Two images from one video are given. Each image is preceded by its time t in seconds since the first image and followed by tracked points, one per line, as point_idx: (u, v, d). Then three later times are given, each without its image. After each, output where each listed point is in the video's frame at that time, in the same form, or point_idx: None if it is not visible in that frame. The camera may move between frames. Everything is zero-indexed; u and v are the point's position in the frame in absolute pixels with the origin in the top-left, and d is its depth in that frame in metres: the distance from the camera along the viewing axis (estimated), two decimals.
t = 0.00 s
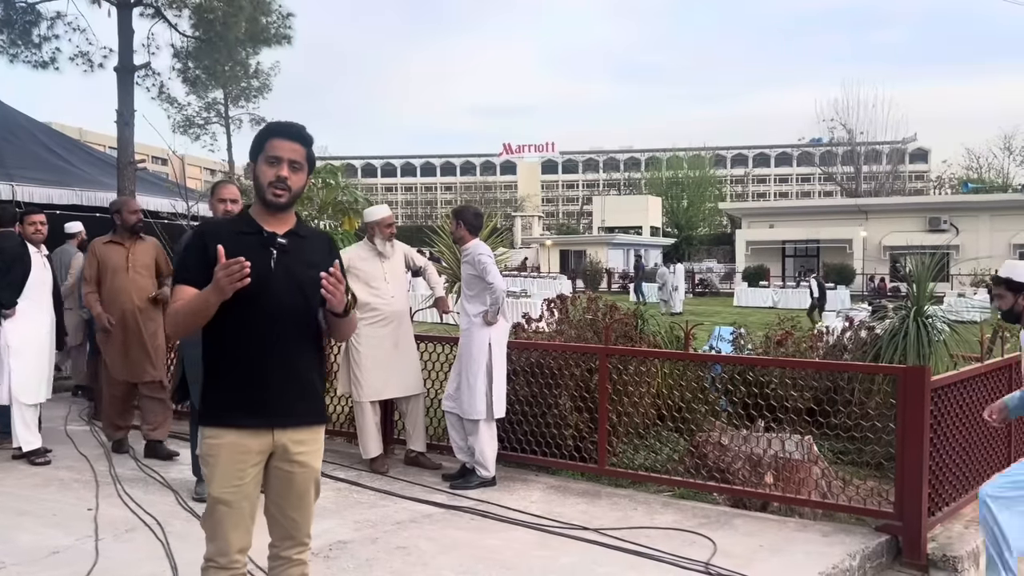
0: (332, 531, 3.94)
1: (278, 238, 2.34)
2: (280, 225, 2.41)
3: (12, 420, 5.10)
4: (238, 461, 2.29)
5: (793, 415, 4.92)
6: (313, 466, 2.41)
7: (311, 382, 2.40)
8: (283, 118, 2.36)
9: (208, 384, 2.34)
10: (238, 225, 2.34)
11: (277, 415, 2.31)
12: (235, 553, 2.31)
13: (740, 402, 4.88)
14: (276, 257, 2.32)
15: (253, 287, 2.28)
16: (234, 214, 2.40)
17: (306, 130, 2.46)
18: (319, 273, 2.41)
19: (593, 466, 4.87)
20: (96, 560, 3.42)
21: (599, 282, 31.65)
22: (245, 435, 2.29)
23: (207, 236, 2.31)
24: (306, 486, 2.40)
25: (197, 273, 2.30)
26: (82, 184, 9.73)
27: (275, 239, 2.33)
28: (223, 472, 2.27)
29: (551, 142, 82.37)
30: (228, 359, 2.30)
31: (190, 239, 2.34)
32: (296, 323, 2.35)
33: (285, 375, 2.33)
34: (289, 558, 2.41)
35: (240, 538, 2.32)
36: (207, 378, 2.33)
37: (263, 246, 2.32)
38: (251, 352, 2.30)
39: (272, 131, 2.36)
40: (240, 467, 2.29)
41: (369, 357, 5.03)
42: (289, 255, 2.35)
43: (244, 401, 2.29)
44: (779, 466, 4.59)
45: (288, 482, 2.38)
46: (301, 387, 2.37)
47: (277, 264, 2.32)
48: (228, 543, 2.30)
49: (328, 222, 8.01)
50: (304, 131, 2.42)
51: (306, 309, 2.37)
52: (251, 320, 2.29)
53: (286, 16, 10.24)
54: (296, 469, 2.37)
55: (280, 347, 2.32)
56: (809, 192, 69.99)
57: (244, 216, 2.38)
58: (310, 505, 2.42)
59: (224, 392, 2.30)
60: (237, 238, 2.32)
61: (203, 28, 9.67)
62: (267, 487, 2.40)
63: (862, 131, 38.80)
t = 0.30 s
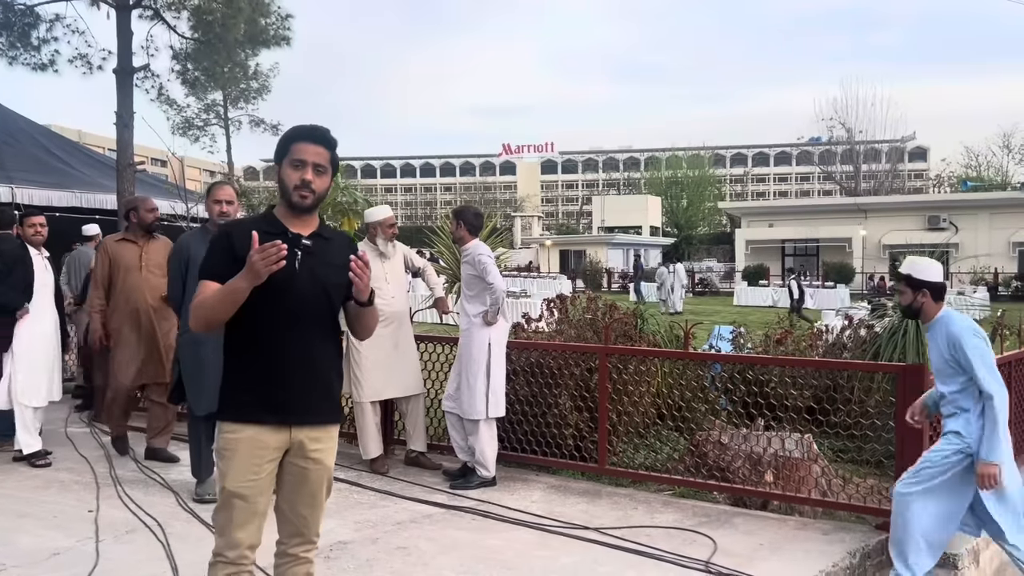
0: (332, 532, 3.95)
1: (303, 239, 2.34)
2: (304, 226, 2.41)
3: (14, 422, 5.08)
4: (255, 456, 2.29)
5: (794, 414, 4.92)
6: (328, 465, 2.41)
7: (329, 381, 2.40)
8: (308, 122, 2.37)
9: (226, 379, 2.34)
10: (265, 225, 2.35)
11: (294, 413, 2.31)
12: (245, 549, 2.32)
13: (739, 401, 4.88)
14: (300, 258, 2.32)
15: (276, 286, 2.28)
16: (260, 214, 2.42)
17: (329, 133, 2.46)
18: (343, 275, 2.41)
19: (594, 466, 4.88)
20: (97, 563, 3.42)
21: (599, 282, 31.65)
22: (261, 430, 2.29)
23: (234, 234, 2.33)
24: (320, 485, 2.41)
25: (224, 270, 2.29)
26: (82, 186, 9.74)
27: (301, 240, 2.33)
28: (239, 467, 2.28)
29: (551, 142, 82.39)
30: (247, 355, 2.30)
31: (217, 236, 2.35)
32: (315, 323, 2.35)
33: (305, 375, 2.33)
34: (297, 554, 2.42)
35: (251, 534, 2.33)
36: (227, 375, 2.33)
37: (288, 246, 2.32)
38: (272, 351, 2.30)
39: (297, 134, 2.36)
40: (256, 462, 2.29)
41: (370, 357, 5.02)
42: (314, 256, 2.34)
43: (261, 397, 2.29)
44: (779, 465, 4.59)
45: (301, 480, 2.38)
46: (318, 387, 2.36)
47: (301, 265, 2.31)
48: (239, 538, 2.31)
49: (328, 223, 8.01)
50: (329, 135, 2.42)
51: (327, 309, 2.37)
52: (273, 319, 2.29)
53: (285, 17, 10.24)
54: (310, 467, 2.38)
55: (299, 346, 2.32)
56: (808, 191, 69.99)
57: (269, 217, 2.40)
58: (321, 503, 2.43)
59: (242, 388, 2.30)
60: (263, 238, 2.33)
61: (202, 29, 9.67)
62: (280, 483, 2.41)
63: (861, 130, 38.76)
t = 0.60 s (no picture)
0: (335, 534, 3.94)
1: (316, 248, 2.35)
2: (316, 234, 2.40)
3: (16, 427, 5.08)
4: (256, 455, 2.29)
5: (796, 415, 4.91)
6: (331, 466, 2.41)
7: (336, 386, 2.41)
8: (326, 130, 2.35)
9: (234, 382, 2.33)
10: (279, 229, 2.35)
11: (301, 417, 2.32)
12: (248, 549, 2.31)
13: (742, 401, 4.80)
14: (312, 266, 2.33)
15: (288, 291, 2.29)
16: (274, 218, 2.40)
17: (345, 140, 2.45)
18: (353, 283, 2.43)
19: (597, 468, 4.89)
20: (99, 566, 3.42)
21: (600, 283, 31.64)
22: (265, 431, 2.29)
23: (248, 235, 2.31)
24: (322, 486, 2.41)
25: (238, 274, 2.27)
26: (82, 190, 9.74)
27: (313, 248, 2.34)
28: (240, 465, 2.28)
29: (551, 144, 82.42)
30: (256, 358, 2.30)
31: (231, 237, 2.33)
32: (325, 329, 2.35)
33: (315, 381, 2.34)
34: (302, 556, 2.42)
35: (254, 535, 2.32)
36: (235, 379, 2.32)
37: (301, 253, 2.33)
38: (283, 357, 2.29)
39: (315, 142, 2.34)
40: (257, 461, 2.29)
41: (372, 359, 5.01)
42: (325, 264, 2.36)
43: (270, 401, 2.29)
44: (782, 466, 4.58)
45: (304, 480, 2.38)
46: (326, 393, 2.37)
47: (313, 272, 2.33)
48: (242, 539, 2.30)
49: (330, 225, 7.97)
50: (347, 143, 2.41)
51: (337, 315, 2.39)
52: (284, 325, 2.29)
53: (285, 20, 10.24)
54: (312, 468, 2.37)
55: (309, 351, 2.32)
56: (809, 192, 69.98)
57: (283, 222, 2.38)
58: (325, 505, 2.42)
59: (251, 391, 2.30)
60: (276, 244, 2.33)
61: (202, 32, 9.68)
62: (284, 483, 2.41)
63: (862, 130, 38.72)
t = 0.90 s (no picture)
0: (340, 536, 3.94)
1: (311, 254, 2.34)
2: (309, 239, 2.38)
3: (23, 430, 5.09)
4: (254, 461, 2.29)
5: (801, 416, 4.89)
6: (331, 472, 2.41)
7: (332, 392, 2.40)
8: (313, 131, 2.34)
9: (230, 389, 2.33)
10: (271, 235, 2.32)
11: (299, 424, 2.32)
12: (251, 555, 2.32)
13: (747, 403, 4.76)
14: (306, 272, 2.32)
15: (283, 299, 2.28)
16: (266, 222, 2.38)
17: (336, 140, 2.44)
18: (345, 288, 2.43)
19: (601, 470, 4.90)
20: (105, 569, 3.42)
21: (603, 285, 31.61)
22: (263, 438, 2.29)
23: (240, 242, 2.29)
24: (322, 491, 2.41)
25: (231, 282, 2.25)
26: (86, 193, 9.76)
27: (307, 254, 2.33)
28: (239, 471, 2.28)
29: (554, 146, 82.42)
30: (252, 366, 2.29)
31: (223, 244, 2.31)
32: (320, 337, 2.34)
33: (313, 387, 2.34)
34: (305, 559, 2.43)
35: (256, 541, 2.33)
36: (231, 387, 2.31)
37: (295, 259, 2.32)
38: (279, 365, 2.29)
39: (304, 144, 2.34)
40: (255, 467, 2.29)
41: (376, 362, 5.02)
42: (319, 270, 2.35)
43: (267, 409, 2.29)
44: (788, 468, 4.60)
45: (303, 485, 2.38)
46: (322, 400, 2.37)
47: (307, 279, 2.32)
48: (245, 545, 2.30)
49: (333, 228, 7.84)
50: (337, 143, 2.40)
51: (331, 321, 2.38)
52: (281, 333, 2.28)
53: (288, 23, 10.25)
54: (311, 473, 2.37)
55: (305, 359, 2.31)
56: (813, 193, 69.91)
57: (276, 226, 2.36)
58: (325, 511, 2.42)
59: (248, 400, 2.29)
60: (270, 250, 2.30)
61: (205, 35, 9.69)
62: (284, 489, 2.41)
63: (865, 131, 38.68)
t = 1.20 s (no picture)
0: (348, 538, 3.95)
1: (277, 251, 2.31)
2: (275, 236, 2.36)
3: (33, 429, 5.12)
4: (236, 475, 2.29)
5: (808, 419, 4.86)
6: (319, 479, 2.40)
7: (309, 394, 2.39)
8: (269, 124, 2.33)
9: (206, 399, 2.33)
10: (236, 235, 2.31)
11: (278, 428, 2.31)
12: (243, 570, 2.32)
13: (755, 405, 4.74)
14: (274, 270, 2.30)
15: (250, 300, 2.27)
16: (229, 222, 2.38)
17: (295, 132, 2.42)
18: (316, 284, 2.39)
19: (607, 472, 4.88)
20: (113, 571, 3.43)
21: (609, 287, 31.55)
22: (243, 451, 2.28)
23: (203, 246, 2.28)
24: (311, 500, 2.40)
25: (193, 289, 2.25)
26: (94, 197, 9.79)
27: (273, 252, 2.30)
28: (222, 487, 2.28)
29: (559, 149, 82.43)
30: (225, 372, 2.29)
31: (187, 249, 2.30)
32: (292, 337, 2.32)
33: (287, 392, 2.32)
34: (301, 569, 2.43)
35: (247, 555, 2.33)
36: (206, 397, 2.32)
37: (261, 258, 2.29)
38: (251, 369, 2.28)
39: (262, 138, 2.33)
40: (239, 482, 2.29)
41: (383, 366, 5.02)
42: (287, 268, 2.32)
43: (243, 416, 2.29)
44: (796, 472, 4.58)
45: (291, 496, 2.37)
46: (299, 402, 2.35)
47: (274, 278, 2.29)
48: (235, 561, 2.31)
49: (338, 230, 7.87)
50: (295, 134, 2.38)
51: (304, 320, 2.35)
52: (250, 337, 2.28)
53: (294, 26, 10.26)
54: (297, 484, 2.36)
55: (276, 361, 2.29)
56: (819, 196, 69.76)
57: (241, 226, 2.35)
58: (318, 518, 2.42)
59: (224, 408, 2.29)
60: (234, 252, 2.29)
61: (211, 39, 9.72)
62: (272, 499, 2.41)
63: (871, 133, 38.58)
